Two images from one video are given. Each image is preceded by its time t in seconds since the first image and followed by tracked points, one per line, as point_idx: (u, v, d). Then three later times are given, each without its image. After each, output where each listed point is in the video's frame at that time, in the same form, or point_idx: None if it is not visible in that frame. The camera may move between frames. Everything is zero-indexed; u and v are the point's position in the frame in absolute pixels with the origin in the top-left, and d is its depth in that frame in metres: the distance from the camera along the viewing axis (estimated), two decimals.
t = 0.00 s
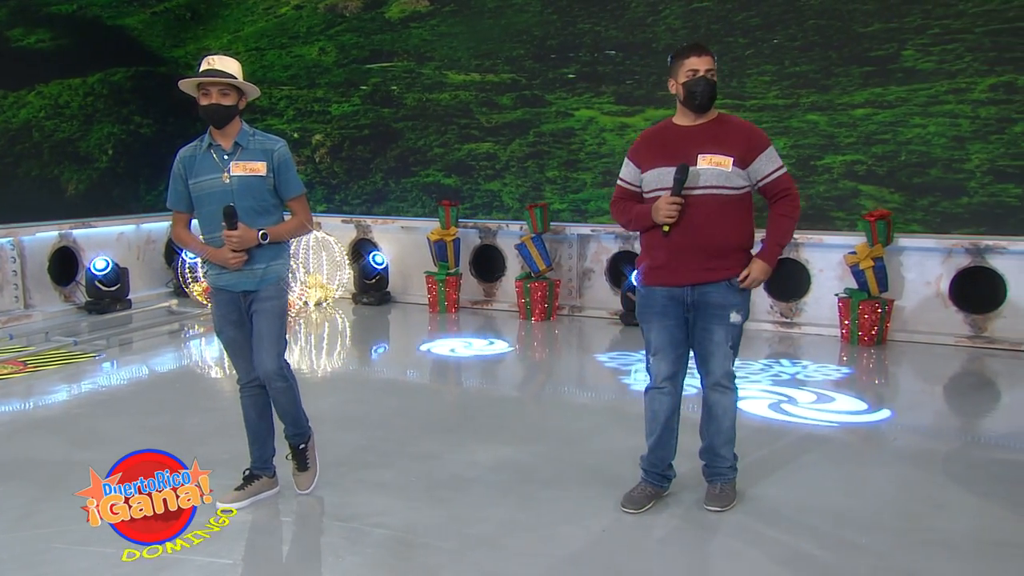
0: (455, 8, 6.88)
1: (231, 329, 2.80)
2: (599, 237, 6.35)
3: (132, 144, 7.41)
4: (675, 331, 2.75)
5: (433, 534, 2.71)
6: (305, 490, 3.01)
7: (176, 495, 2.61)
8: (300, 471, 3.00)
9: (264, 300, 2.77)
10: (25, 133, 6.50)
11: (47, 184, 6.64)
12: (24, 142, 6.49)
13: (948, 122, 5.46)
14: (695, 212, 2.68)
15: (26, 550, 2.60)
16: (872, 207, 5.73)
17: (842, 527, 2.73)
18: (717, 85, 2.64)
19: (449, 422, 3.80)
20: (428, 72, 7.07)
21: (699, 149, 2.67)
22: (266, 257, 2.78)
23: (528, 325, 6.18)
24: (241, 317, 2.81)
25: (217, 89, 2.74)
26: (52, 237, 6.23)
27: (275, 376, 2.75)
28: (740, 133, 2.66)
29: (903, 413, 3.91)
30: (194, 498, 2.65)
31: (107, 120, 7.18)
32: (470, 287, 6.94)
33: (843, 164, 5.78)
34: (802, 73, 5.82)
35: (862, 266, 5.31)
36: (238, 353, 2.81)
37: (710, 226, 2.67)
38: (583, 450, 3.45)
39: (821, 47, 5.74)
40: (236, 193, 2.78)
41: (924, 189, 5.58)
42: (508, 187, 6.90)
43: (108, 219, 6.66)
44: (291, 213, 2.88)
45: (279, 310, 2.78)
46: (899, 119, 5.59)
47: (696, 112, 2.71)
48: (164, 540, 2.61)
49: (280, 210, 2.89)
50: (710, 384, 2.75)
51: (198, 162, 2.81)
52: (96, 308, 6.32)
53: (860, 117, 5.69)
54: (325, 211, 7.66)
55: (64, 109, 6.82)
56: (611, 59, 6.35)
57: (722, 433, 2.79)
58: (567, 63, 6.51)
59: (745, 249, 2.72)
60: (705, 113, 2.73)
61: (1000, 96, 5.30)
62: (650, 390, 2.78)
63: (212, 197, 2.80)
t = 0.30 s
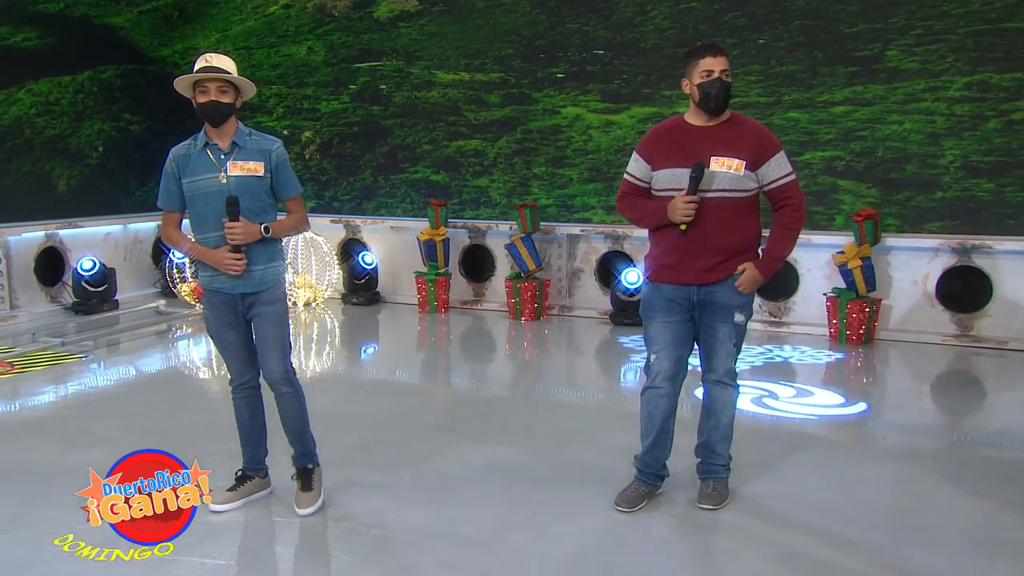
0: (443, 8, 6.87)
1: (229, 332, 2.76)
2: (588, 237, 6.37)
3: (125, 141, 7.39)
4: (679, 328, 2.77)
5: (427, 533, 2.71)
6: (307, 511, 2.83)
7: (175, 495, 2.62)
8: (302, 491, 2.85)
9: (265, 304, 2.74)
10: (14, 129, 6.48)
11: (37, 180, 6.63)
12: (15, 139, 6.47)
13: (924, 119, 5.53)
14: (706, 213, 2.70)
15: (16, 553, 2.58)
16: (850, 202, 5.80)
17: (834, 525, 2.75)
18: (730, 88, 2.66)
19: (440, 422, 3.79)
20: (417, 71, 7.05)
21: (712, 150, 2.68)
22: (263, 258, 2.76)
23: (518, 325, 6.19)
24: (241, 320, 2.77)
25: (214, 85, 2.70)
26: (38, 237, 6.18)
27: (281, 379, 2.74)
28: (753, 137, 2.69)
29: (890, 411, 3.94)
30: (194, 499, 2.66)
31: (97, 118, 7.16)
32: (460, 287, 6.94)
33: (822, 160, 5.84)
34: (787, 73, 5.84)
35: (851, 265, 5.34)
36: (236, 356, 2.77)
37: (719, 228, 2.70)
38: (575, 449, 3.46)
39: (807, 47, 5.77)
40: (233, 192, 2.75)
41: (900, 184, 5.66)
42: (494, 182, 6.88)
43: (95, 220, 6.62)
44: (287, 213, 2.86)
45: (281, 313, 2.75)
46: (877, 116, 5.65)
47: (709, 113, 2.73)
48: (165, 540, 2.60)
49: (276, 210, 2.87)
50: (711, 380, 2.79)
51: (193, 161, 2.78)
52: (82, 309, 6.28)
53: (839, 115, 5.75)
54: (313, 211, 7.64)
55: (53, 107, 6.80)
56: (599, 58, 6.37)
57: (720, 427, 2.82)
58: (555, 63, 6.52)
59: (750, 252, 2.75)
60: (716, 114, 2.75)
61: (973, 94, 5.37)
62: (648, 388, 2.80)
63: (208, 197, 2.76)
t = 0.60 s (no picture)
0: (436, 8, 6.87)
1: (234, 337, 2.76)
2: (581, 237, 6.38)
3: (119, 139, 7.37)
4: (677, 329, 2.79)
5: (424, 533, 2.71)
6: (308, 523, 2.74)
7: (173, 495, 2.58)
8: (301, 504, 2.77)
9: (274, 312, 2.74)
10: (9, 126, 6.45)
11: (32, 176, 6.59)
12: (10, 136, 6.43)
13: (904, 116, 5.59)
14: (708, 214, 2.71)
15: (11, 556, 2.57)
16: (831, 196, 5.83)
17: (829, 524, 2.76)
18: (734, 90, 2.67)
19: (435, 423, 3.79)
20: (409, 71, 7.04)
21: (714, 152, 2.69)
22: (272, 262, 2.74)
23: (511, 325, 6.19)
24: (246, 325, 2.76)
25: (240, 87, 2.69)
26: (28, 238, 6.14)
27: (285, 387, 2.75)
28: (755, 139, 2.70)
29: (881, 410, 3.97)
30: (192, 499, 2.62)
31: (90, 115, 7.13)
32: (452, 287, 6.94)
33: (806, 155, 5.87)
34: (777, 73, 5.86)
35: (842, 265, 5.34)
36: (240, 360, 2.77)
37: (720, 229, 2.71)
38: (570, 449, 3.47)
39: (796, 47, 5.79)
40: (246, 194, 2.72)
41: (881, 179, 5.70)
42: (485, 178, 6.89)
43: (85, 220, 6.58)
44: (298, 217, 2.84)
45: (290, 323, 2.76)
46: (858, 114, 5.70)
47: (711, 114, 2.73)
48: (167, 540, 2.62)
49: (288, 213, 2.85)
50: (708, 379, 2.79)
51: (207, 160, 2.75)
52: (73, 310, 6.25)
53: (822, 112, 5.78)
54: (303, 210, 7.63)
55: (47, 105, 6.76)
56: (590, 58, 6.38)
57: (716, 427, 2.83)
58: (547, 63, 6.53)
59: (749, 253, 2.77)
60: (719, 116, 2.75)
61: (952, 92, 5.44)
62: (645, 388, 2.82)
63: (220, 198, 2.73)
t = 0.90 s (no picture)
0: (430, 8, 6.86)
1: (247, 342, 2.74)
2: (576, 237, 6.39)
3: (114, 137, 7.37)
4: (669, 329, 2.79)
5: (423, 534, 2.72)
6: (309, 524, 2.74)
7: (172, 495, 2.67)
8: (301, 504, 2.77)
9: (288, 317, 2.74)
10: (9, 123, 6.43)
11: (31, 174, 6.60)
12: (8, 133, 6.41)
13: (887, 114, 5.61)
14: (698, 214, 2.71)
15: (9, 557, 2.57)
16: (817, 192, 5.86)
17: (826, 523, 2.77)
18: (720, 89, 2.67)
19: (432, 423, 3.79)
20: (404, 71, 7.03)
21: (702, 152, 2.70)
22: (289, 265, 2.72)
23: (506, 325, 6.20)
24: (260, 328, 2.76)
25: (267, 88, 2.69)
26: (22, 239, 6.13)
27: (295, 389, 2.75)
28: (743, 139, 2.71)
29: (874, 409, 3.99)
30: (190, 499, 2.70)
31: (87, 113, 7.11)
32: (448, 287, 6.96)
33: (791, 153, 5.91)
34: (769, 74, 5.87)
35: (837, 265, 5.37)
36: (250, 364, 2.76)
37: (710, 229, 2.72)
38: (568, 449, 3.47)
39: (789, 48, 5.81)
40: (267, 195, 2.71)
41: (863, 175, 5.73)
42: (479, 175, 6.89)
43: (79, 221, 6.56)
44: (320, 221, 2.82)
45: (303, 329, 2.76)
46: (843, 112, 5.73)
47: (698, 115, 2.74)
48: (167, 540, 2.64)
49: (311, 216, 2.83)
50: (703, 379, 2.81)
51: (230, 159, 2.75)
52: (67, 311, 6.23)
53: (809, 110, 5.81)
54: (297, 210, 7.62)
55: (45, 103, 6.73)
56: (585, 58, 6.38)
57: (712, 427, 2.84)
58: (541, 63, 6.53)
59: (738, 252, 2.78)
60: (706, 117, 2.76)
61: (934, 90, 5.47)
62: (641, 389, 2.83)
63: (241, 197, 2.73)
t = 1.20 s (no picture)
0: (426, 7, 6.86)
1: (251, 341, 2.74)
2: (572, 237, 6.41)
3: (111, 133, 7.36)
4: (654, 331, 2.80)
5: (424, 533, 2.72)
6: (309, 524, 2.74)
7: (171, 496, 2.54)
8: (301, 505, 2.77)
9: (294, 319, 2.73)
10: (10, 120, 6.42)
11: (31, 171, 6.58)
12: (8, 130, 6.40)
13: (873, 112, 5.64)
14: (678, 213, 2.73)
15: (10, 557, 2.56)
16: (803, 187, 5.87)
17: (826, 522, 2.79)
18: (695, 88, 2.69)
19: (429, 423, 3.80)
20: (399, 70, 7.03)
21: (681, 150, 2.72)
22: (296, 265, 2.72)
23: (502, 326, 6.21)
24: (265, 329, 2.76)
25: (269, 87, 2.70)
26: (16, 239, 6.11)
27: (299, 390, 2.75)
28: (720, 138, 2.74)
29: (869, 408, 4.00)
30: (189, 499, 2.57)
31: (85, 111, 7.10)
32: (443, 288, 6.95)
33: (777, 149, 5.92)
34: (762, 73, 5.88)
35: (832, 265, 5.39)
36: (255, 364, 2.75)
37: (690, 228, 2.73)
38: (566, 449, 3.47)
39: (782, 49, 5.82)
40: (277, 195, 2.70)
41: (849, 171, 5.75)
42: (474, 171, 6.88)
43: (74, 222, 6.55)
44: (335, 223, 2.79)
45: (308, 331, 2.74)
46: (831, 109, 5.75)
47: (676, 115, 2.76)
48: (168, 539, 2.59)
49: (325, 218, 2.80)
50: (694, 384, 2.80)
51: (245, 158, 2.77)
52: (62, 311, 6.21)
53: (797, 107, 5.83)
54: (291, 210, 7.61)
55: (45, 100, 6.71)
56: (580, 58, 6.38)
57: (705, 429, 2.84)
58: (536, 63, 6.53)
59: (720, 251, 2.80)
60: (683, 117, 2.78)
61: (919, 89, 5.50)
62: (631, 392, 2.82)
63: (253, 196, 2.74)
